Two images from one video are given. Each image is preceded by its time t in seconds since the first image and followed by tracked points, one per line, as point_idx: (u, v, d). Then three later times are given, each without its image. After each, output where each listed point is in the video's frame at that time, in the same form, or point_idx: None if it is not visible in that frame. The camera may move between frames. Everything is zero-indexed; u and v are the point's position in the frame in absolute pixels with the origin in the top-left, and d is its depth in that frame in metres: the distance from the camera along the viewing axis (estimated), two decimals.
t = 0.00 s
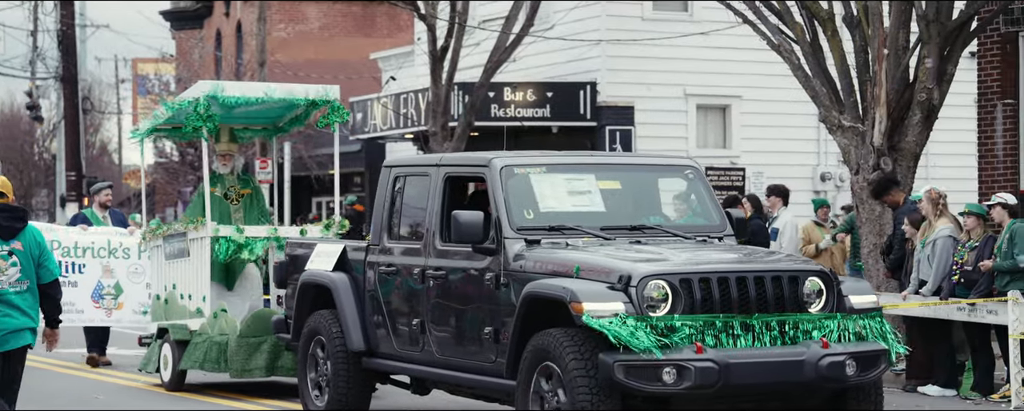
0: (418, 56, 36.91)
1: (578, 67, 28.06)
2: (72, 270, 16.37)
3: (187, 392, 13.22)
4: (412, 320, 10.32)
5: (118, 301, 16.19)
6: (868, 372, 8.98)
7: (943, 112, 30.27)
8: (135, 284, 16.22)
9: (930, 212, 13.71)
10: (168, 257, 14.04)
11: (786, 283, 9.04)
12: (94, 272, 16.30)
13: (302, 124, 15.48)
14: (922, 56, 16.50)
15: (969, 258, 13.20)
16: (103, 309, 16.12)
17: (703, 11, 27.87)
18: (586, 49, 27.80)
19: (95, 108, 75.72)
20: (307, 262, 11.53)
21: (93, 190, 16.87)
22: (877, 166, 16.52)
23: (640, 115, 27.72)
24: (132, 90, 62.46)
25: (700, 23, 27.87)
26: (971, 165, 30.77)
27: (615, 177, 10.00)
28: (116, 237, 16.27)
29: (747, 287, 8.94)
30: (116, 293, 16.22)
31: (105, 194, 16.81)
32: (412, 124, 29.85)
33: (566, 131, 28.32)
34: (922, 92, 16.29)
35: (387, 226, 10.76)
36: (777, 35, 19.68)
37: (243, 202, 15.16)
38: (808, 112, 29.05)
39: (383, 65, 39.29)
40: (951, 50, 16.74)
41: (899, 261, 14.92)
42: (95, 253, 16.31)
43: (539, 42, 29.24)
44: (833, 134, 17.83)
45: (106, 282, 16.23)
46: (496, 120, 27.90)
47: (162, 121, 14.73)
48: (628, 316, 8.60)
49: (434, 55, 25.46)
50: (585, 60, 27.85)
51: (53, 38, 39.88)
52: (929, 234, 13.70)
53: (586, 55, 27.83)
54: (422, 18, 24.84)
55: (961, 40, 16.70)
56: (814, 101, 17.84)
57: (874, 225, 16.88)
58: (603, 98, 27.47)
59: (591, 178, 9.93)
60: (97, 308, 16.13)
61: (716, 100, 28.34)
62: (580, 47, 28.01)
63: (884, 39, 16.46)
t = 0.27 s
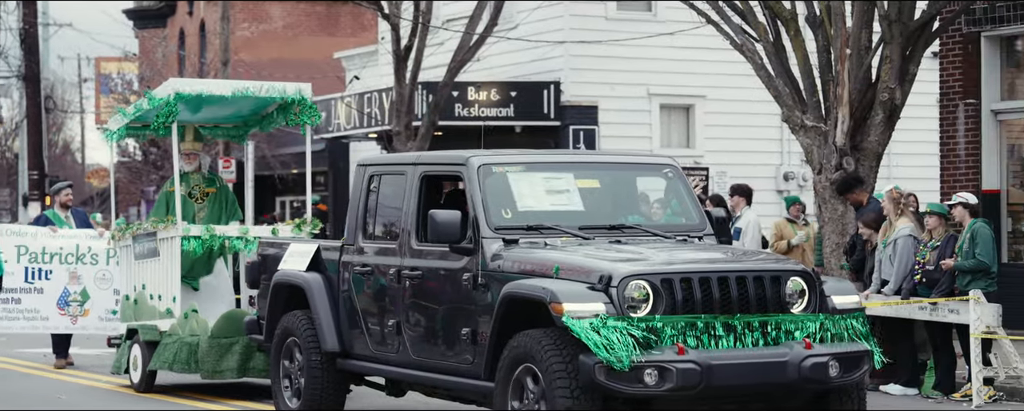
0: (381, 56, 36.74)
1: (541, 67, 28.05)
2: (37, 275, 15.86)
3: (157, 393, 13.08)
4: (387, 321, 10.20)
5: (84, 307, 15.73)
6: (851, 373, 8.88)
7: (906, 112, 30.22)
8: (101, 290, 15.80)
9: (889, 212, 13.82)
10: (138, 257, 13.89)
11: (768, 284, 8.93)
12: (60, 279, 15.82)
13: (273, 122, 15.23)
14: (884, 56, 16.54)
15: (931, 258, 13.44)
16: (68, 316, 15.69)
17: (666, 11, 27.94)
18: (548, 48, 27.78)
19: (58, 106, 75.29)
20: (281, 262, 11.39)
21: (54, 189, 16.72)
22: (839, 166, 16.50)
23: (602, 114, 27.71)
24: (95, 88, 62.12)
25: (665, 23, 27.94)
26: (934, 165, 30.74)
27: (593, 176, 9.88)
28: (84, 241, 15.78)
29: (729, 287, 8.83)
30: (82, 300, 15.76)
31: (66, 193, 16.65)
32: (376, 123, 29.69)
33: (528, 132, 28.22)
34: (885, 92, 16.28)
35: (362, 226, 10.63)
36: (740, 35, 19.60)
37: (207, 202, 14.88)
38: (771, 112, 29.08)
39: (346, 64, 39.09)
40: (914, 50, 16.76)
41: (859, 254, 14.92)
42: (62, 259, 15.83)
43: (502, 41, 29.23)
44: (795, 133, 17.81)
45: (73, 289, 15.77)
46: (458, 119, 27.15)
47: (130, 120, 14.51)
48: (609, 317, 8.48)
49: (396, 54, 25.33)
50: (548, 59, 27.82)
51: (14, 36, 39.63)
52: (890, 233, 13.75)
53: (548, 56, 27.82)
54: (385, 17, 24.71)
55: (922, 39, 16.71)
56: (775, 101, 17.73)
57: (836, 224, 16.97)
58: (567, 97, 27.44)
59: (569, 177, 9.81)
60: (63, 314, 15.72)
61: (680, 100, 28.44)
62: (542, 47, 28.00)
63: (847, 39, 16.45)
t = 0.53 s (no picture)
0: (346, 55, 36.60)
1: (505, 67, 28.23)
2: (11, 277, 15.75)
3: (128, 395, 12.95)
4: (363, 322, 10.07)
5: (55, 308, 15.46)
6: (836, 375, 8.78)
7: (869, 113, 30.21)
8: (72, 291, 15.45)
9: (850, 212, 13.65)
10: (109, 258, 13.75)
11: (753, 285, 8.81)
12: (31, 279, 15.59)
13: (245, 121, 15.00)
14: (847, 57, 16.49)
15: (893, 259, 13.51)
16: (39, 317, 15.48)
17: (633, 11, 28.17)
18: (511, 50, 28.00)
19: (22, 106, 74.88)
20: (255, 263, 11.26)
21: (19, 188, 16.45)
22: (804, 167, 16.70)
23: (567, 115, 27.90)
24: (57, 89, 61.75)
25: (630, 23, 28.14)
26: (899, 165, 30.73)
27: (574, 175, 9.75)
28: (55, 241, 15.56)
29: (714, 288, 8.70)
30: (53, 300, 15.49)
31: (31, 190, 16.40)
32: (341, 123, 29.56)
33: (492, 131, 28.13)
34: (848, 93, 16.37)
35: (338, 227, 10.49)
36: (705, 36, 19.52)
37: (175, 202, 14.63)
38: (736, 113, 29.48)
39: (311, 64, 38.85)
40: (877, 51, 16.74)
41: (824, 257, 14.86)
42: (34, 260, 15.63)
43: (467, 42, 29.32)
44: (759, 134, 17.81)
45: (42, 289, 15.52)
46: (423, 120, 27.56)
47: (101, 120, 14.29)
48: (592, 318, 8.35)
49: (360, 55, 25.23)
50: (510, 60, 28.06)
51: None
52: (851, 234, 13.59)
53: (513, 55, 28.01)
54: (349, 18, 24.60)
55: (886, 41, 16.69)
56: (741, 100, 17.85)
57: (800, 225, 17.06)
58: (530, 97, 27.60)
59: (549, 177, 9.68)
60: (33, 316, 15.52)
61: (645, 100, 28.67)
62: (505, 48, 28.22)
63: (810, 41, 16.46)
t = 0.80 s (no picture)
0: (315, 54, 36.45)
1: (477, 66, 28.24)
2: None
3: (105, 396, 12.79)
4: (347, 323, 9.94)
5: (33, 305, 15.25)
6: (829, 377, 8.66)
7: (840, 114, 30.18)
8: (50, 289, 15.39)
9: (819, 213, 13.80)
10: (86, 257, 13.61)
11: (745, 285, 8.68)
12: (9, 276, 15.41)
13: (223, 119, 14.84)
14: (817, 58, 16.76)
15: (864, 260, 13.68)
16: (17, 315, 15.32)
17: (602, 11, 28.26)
18: (483, 48, 28.02)
19: None
20: (236, 262, 11.11)
21: None
22: (773, 167, 16.84)
23: (537, 114, 28.08)
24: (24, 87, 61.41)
25: (600, 22, 28.31)
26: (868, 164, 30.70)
27: (562, 174, 9.61)
28: (32, 239, 15.43)
29: (706, 289, 8.57)
30: (30, 298, 15.38)
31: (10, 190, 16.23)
32: (310, 122, 29.40)
33: (462, 130, 28.02)
34: (817, 93, 16.62)
35: (321, 227, 10.34)
36: (674, 36, 19.43)
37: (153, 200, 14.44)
38: (705, 112, 29.72)
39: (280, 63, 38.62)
40: (846, 51, 16.95)
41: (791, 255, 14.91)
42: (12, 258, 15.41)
43: (437, 41, 29.28)
44: (728, 133, 17.88)
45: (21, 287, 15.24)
46: (393, 119, 27.35)
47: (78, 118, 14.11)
48: (583, 320, 8.21)
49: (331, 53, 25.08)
50: (481, 59, 28.08)
51: None
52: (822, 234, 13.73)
53: (483, 55, 28.05)
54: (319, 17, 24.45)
55: (855, 41, 16.90)
56: (710, 100, 17.83)
57: (769, 223, 17.20)
58: (501, 96, 27.73)
59: (536, 176, 9.53)
60: (12, 313, 15.37)
61: (614, 99, 28.86)
62: (476, 47, 28.24)
63: (779, 40, 16.74)
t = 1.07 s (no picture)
0: (296, 57, 36.25)
1: (457, 70, 28.08)
2: None
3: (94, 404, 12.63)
4: (344, 330, 9.80)
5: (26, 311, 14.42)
6: (837, 384, 8.53)
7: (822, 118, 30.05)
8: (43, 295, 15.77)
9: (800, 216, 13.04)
10: (75, 262, 13.47)
11: (751, 292, 8.54)
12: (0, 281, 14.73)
13: (214, 123, 14.66)
14: (797, 62, 16.36)
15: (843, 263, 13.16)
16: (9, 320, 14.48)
17: (582, 15, 28.12)
18: (463, 51, 27.84)
19: None
20: (229, 268, 10.97)
21: None
22: (753, 171, 16.44)
23: (520, 119, 27.87)
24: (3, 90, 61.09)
25: (581, 26, 28.16)
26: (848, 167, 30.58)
27: (563, 178, 9.46)
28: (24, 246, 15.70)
29: (712, 296, 8.43)
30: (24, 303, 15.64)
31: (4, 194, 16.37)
32: (291, 126, 29.23)
33: (444, 134, 27.88)
34: (799, 97, 16.27)
35: (317, 232, 10.20)
36: (655, 39, 19.28)
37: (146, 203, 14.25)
38: (686, 115, 29.59)
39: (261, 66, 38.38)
40: (827, 56, 16.62)
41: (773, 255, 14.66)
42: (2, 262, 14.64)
43: (417, 44, 29.11)
44: (709, 137, 17.66)
45: (13, 292, 14.53)
46: (374, 122, 27.30)
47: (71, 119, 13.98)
48: (588, 327, 8.08)
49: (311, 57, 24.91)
50: (462, 63, 27.92)
51: None
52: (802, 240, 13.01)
53: (463, 59, 27.90)
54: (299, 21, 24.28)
55: (834, 46, 16.56)
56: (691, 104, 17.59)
57: (750, 228, 16.79)
58: (482, 100, 27.42)
59: (537, 180, 9.39)
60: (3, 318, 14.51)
61: (595, 102, 28.70)
62: (457, 50, 28.05)
63: (762, 44, 16.38)
